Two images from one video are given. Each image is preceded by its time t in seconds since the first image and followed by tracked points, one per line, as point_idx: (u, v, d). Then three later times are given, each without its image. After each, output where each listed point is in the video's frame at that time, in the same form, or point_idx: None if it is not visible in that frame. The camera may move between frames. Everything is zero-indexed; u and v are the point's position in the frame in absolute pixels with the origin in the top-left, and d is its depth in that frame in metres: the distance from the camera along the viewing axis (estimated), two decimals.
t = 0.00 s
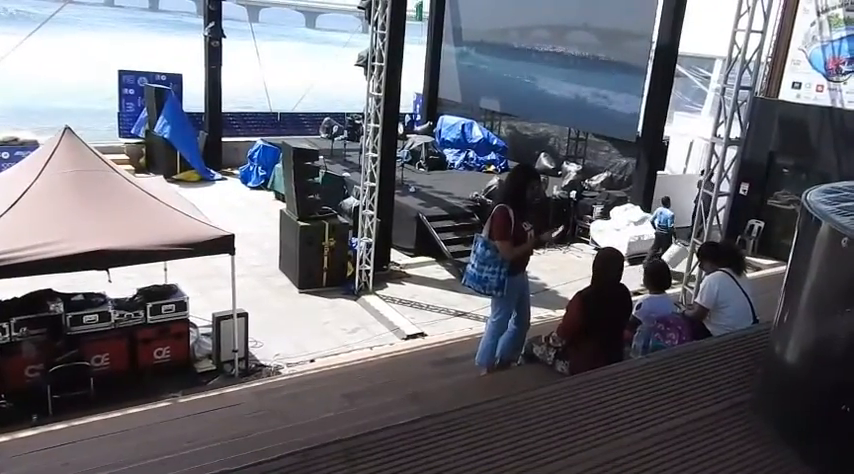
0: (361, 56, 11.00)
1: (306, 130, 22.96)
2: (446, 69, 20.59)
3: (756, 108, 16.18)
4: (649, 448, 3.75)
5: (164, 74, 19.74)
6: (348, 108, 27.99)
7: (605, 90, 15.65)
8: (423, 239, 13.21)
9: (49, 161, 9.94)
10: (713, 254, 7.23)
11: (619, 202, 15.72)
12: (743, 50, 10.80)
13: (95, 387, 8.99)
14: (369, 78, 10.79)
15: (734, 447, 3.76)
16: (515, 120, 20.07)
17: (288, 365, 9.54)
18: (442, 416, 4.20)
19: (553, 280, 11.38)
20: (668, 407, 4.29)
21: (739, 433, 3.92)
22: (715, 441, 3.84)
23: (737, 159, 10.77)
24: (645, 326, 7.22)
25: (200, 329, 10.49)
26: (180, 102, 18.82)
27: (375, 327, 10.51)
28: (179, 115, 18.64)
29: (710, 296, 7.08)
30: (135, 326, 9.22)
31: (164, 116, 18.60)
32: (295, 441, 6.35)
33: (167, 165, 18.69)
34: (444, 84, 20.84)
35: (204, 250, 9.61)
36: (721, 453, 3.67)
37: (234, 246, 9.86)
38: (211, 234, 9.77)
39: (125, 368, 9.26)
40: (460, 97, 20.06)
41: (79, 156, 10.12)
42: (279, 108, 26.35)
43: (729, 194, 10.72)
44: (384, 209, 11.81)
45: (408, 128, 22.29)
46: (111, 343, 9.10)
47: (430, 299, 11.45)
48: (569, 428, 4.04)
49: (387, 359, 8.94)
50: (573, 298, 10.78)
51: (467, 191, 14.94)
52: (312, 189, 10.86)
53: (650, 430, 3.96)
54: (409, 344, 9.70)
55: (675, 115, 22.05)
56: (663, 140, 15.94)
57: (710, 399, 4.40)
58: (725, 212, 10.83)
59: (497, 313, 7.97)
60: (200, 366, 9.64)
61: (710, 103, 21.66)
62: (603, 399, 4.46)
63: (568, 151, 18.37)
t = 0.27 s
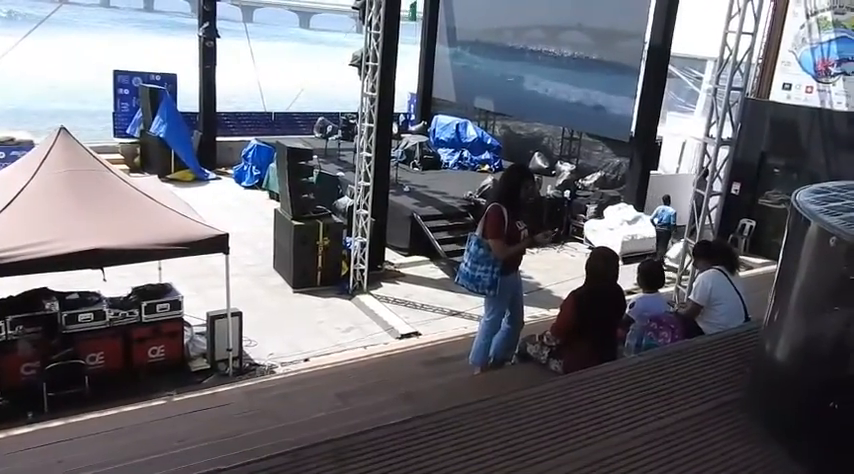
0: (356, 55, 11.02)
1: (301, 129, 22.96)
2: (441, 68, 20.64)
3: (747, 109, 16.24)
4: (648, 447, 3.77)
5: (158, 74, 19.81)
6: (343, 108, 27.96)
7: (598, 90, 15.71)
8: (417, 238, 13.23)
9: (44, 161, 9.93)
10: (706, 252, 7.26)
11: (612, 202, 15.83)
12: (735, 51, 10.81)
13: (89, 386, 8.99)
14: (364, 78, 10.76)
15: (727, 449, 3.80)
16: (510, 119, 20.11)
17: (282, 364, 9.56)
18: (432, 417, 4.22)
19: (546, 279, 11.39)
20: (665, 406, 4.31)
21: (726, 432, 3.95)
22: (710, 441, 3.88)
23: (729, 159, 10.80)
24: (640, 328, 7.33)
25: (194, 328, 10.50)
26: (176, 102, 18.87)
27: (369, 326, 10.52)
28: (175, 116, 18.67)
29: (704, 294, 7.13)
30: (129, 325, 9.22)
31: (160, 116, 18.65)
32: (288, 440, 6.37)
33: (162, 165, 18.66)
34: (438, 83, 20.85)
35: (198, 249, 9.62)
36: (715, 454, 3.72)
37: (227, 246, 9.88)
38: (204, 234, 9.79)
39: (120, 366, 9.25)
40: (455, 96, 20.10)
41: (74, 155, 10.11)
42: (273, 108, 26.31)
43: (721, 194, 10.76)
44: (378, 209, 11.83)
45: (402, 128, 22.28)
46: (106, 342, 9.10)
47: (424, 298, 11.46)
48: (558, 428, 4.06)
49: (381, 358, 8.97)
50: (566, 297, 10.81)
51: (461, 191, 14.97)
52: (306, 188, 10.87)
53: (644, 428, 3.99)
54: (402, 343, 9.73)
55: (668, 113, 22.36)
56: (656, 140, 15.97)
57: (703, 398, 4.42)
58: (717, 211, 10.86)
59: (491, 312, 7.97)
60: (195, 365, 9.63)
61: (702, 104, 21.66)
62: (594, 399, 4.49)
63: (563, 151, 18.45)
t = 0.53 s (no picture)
0: (355, 46, 10.48)
1: (297, 124, 22.42)
2: (444, 59, 19.78)
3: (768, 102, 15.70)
4: (657, 456, 3.48)
5: (148, 67, 19.17)
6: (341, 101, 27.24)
7: (611, 83, 15.19)
8: (421, 238, 12.63)
9: (28, 156, 9.36)
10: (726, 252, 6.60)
11: (625, 200, 15.15)
12: (754, 41, 10.25)
13: (73, 395, 8.39)
14: (364, 69, 10.20)
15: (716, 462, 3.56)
16: (517, 113, 19.52)
17: (276, 372, 8.98)
18: (438, 426, 3.75)
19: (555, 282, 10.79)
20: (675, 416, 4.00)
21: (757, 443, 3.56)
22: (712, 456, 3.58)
23: (749, 155, 10.24)
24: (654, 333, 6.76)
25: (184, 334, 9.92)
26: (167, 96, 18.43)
27: (368, 332, 9.94)
28: (165, 110, 18.20)
29: (722, 296, 6.51)
30: (115, 330, 8.62)
31: (150, 110, 18.14)
32: (280, 455, 5.80)
33: (151, 161, 18.13)
34: (441, 75, 20.04)
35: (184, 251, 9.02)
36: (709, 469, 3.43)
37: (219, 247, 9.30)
38: (196, 234, 9.20)
39: (105, 375, 8.63)
40: (458, 90, 19.33)
41: (60, 150, 9.54)
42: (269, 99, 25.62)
43: (741, 192, 10.19)
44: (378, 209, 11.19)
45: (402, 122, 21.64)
46: (90, 348, 8.49)
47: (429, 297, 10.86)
48: (576, 438, 3.63)
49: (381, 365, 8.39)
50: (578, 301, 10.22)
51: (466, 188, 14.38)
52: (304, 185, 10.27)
53: (661, 436, 3.65)
54: (404, 350, 9.14)
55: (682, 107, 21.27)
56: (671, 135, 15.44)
57: (725, 401, 4.10)
58: (736, 210, 10.30)
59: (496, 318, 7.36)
60: (184, 373, 9.04)
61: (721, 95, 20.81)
62: (610, 405, 4.06)
63: (574, 146, 17.87)
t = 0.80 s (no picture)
0: (345, 20, 9.11)
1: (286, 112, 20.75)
2: (451, 38, 18.44)
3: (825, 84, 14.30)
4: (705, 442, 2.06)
5: (107, 44, 17.40)
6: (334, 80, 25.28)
7: (644, 60, 13.77)
8: (421, 238, 11.16)
9: None
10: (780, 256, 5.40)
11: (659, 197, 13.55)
12: (809, 13, 8.89)
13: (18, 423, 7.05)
14: (356, 47, 8.71)
15: (780, 439, 2.04)
16: (535, 97, 17.60)
17: (256, 396, 7.60)
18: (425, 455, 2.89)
19: (580, 290, 9.30)
20: (735, 397, 2.49)
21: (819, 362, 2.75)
22: (776, 433, 2.11)
23: (804, 144, 8.87)
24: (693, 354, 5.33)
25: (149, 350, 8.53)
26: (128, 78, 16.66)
27: (363, 349, 8.53)
28: (127, 92, 16.49)
29: (773, 305, 5.27)
30: (69, 347, 7.26)
31: (109, 94, 16.41)
32: None
33: (111, 151, 16.44)
34: (448, 56, 18.67)
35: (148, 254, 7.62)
36: (781, 456, 1.93)
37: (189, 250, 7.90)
38: (165, 234, 7.83)
39: (57, 398, 7.30)
40: (466, 69, 17.96)
41: (6, 140, 8.16)
42: (260, 77, 23.50)
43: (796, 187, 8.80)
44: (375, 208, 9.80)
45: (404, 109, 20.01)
46: (40, 368, 7.17)
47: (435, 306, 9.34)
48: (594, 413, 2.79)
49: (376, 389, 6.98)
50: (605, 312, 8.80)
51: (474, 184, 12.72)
52: (289, 180, 8.86)
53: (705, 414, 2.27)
54: (405, 370, 7.76)
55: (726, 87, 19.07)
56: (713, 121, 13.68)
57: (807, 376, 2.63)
58: (789, 208, 8.92)
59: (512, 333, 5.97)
60: (149, 397, 7.61)
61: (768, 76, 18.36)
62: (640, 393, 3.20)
63: (598, 134, 15.92)
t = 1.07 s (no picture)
0: None
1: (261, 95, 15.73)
2: None
3: None
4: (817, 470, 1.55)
5: (61, 18, 13.39)
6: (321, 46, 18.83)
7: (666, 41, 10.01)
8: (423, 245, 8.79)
9: None
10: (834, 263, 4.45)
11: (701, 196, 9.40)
12: None
13: None
14: (348, 21, 7.49)
15: None
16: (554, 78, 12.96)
17: (233, 423, 6.23)
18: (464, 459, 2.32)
19: (607, 304, 7.95)
20: None
21: None
22: None
23: None
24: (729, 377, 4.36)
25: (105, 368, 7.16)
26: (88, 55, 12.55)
27: (355, 370, 7.19)
28: (85, 71, 12.32)
29: (827, 320, 4.26)
30: (10, 366, 5.55)
31: (61, 74, 12.29)
32: None
33: (64, 141, 12.30)
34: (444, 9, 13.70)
35: (116, 258, 5.40)
36: None
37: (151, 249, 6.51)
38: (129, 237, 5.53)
39: None
40: (475, 50, 13.05)
41: None
42: (239, 55, 17.11)
43: None
44: (367, 209, 8.54)
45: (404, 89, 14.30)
46: None
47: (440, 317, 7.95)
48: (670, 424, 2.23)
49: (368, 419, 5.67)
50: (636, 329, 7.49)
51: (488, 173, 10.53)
52: (271, 174, 7.67)
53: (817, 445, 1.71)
54: (401, 395, 6.52)
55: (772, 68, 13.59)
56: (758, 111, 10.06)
57: None
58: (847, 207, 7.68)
59: (526, 349, 4.53)
60: (106, 426, 5.96)
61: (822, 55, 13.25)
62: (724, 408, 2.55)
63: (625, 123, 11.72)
